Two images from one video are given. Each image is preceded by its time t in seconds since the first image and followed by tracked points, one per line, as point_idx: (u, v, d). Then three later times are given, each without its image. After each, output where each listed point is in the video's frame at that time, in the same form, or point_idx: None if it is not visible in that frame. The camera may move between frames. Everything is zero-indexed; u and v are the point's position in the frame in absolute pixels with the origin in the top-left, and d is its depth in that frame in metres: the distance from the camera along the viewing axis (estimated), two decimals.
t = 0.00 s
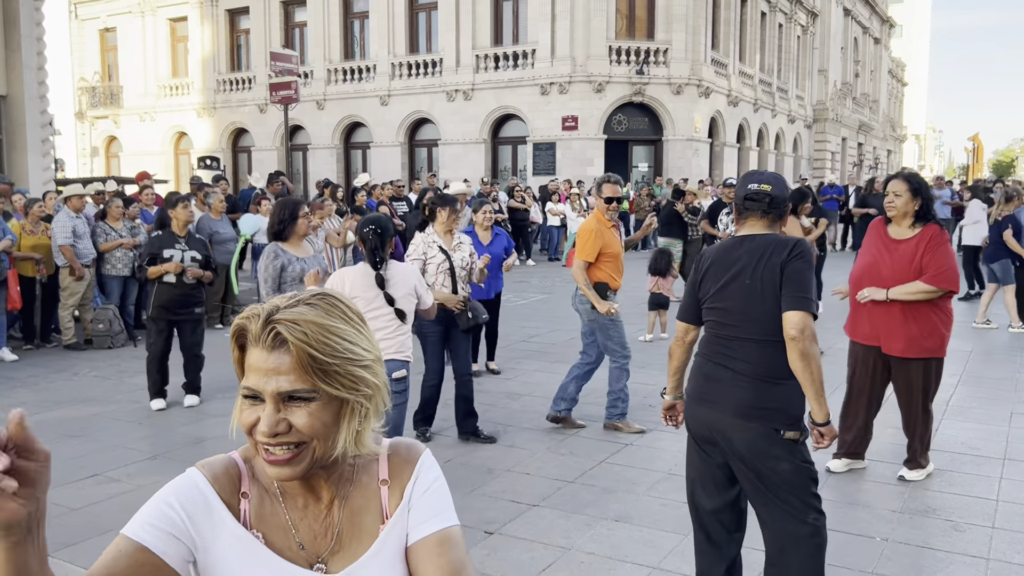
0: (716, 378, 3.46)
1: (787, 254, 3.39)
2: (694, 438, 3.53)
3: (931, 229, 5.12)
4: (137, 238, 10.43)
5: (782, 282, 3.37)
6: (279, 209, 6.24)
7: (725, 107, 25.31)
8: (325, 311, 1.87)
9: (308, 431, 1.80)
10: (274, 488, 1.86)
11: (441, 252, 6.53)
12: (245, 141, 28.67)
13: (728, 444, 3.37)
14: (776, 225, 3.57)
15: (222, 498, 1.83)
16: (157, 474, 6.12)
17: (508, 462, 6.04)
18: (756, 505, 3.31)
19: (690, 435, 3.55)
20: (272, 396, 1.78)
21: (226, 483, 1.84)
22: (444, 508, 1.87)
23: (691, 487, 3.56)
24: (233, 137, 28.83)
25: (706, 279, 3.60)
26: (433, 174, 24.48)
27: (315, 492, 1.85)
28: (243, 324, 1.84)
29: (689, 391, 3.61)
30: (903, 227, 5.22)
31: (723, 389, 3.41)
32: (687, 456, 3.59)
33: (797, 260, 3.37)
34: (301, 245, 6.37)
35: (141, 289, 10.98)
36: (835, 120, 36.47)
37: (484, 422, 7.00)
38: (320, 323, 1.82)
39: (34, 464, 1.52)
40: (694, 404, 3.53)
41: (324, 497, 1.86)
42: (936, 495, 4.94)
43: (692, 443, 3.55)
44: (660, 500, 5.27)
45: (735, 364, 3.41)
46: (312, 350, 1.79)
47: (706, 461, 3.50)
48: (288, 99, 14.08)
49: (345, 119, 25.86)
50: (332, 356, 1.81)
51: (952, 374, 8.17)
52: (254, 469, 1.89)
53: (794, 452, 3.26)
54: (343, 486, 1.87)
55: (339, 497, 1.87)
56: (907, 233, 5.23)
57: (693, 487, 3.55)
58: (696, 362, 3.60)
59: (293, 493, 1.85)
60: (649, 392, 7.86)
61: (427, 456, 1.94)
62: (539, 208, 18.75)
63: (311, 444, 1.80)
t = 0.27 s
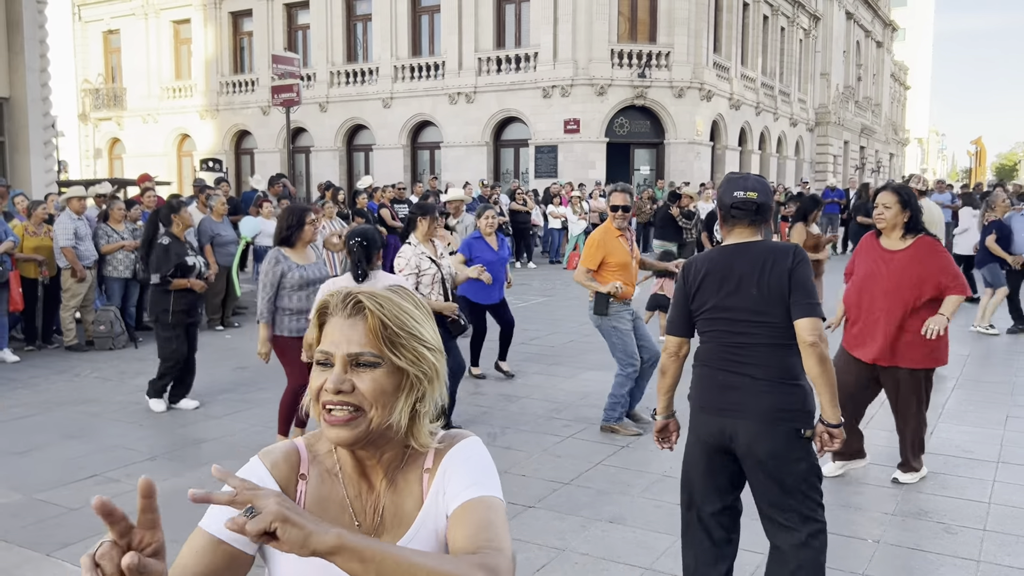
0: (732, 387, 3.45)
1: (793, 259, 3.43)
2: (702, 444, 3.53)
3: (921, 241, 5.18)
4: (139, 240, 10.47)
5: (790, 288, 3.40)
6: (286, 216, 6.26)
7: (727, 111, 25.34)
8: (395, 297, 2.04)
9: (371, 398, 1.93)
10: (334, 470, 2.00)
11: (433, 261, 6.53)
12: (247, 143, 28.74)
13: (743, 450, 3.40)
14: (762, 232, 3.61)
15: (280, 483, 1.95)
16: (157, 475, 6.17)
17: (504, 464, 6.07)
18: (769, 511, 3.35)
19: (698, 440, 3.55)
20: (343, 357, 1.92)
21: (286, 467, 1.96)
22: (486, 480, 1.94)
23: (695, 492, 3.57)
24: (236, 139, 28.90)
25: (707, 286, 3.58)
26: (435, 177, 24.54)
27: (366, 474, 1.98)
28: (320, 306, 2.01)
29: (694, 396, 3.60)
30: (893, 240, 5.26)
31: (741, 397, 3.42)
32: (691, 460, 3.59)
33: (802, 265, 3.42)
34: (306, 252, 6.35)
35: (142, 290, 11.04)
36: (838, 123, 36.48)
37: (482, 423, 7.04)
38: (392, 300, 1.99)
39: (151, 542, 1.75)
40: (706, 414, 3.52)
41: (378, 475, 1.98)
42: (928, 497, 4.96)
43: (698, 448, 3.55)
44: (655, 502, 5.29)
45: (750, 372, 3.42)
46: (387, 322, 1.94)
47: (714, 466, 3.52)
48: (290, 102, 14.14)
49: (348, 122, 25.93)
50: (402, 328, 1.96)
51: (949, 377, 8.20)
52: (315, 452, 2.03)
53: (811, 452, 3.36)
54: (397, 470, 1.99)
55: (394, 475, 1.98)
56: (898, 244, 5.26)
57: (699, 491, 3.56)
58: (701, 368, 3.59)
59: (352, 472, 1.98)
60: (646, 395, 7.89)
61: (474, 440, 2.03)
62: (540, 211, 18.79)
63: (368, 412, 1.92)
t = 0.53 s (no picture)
0: (750, 391, 3.44)
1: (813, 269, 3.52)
2: (715, 449, 3.49)
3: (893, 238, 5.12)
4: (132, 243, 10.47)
5: (813, 298, 3.51)
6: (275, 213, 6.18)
7: (719, 114, 25.42)
8: (443, 308, 2.08)
9: (416, 415, 1.97)
10: (383, 472, 2.08)
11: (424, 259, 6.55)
12: (240, 145, 28.71)
13: (758, 454, 3.40)
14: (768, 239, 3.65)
15: (333, 484, 2.02)
16: (149, 478, 6.20)
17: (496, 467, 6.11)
18: (775, 515, 3.37)
19: (708, 444, 3.51)
20: (391, 371, 1.97)
21: (339, 468, 2.05)
22: (526, 492, 1.97)
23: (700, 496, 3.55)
24: (229, 141, 28.87)
25: (724, 289, 3.53)
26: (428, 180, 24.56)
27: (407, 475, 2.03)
28: (370, 316, 2.06)
29: (704, 401, 3.56)
30: (863, 241, 5.18)
31: (759, 402, 3.42)
32: (699, 464, 3.54)
33: (820, 275, 3.52)
34: (294, 249, 6.36)
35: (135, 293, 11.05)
36: (829, 128, 36.63)
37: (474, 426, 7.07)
38: (439, 314, 2.03)
39: (234, 516, 1.64)
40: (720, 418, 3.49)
41: (423, 480, 2.03)
42: (915, 498, 5.01)
43: (708, 452, 3.51)
44: (645, 504, 5.33)
45: (769, 377, 3.43)
46: (434, 337, 1.99)
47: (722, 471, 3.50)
48: (283, 104, 14.14)
49: (341, 124, 25.93)
50: (448, 343, 2.00)
51: (938, 380, 8.25)
52: (361, 456, 2.11)
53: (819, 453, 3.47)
54: (444, 473, 2.04)
55: (440, 481, 2.04)
56: (871, 247, 5.17)
57: (706, 495, 3.55)
58: (713, 371, 3.55)
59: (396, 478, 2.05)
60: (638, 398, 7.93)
61: (519, 449, 2.06)
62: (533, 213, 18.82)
63: (413, 431, 1.96)
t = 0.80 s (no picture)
0: (757, 406, 3.44)
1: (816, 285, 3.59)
2: (716, 463, 3.48)
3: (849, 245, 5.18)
4: (115, 248, 10.39)
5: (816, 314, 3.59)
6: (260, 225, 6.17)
7: (702, 119, 25.57)
8: (495, 347, 2.05)
9: (477, 462, 1.94)
10: (439, 517, 2.01)
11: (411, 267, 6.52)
12: (223, 149, 28.56)
13: (763, 469, 3.42)
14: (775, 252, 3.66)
15: (390, 530, 1.96)
16: (134, 487, 6.16)
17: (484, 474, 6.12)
18: (777, 529, 3.41)
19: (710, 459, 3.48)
20: (449, 415, 1.94)
21: (397, 511, 1.98)
22: (587, 532, 1.91)
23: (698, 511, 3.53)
24: (211, 145, 28.71)
25: (733, 302, 3.51)
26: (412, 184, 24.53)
27: (467, 519, 1.98)
28: (422, 357, 2.02)
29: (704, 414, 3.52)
30: (828, 251, 5.31)
31: (764, 417, 3.42)
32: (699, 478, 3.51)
33: (824, 293, 3.61)
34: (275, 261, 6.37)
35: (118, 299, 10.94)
36: (810, 132, 36.94)
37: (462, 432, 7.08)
38: (493, 355, 2.00)
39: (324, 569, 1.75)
40: (727, 435, 3.46)
41: (482, 523, 1.98)
42: (898, 502, 5.06)
43: (709, 467, 3.49)
44: (632, 510, 5.36)
45: (774, 393, 3.45)
46: (490, 379, 1.96)
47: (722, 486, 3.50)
48: (266, 109, 14.08)
49: (324, 128, 25.85)
50: (505, 386, 1.97)
51: (920, 385, 8.33)
52: (416, 499, 2.03)
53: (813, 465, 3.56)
54: (501, 517, 1.99)
55: (498, 525, 1.98)
56: (833, 255, 5.31)
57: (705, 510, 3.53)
58: (716, 385, 3.52)
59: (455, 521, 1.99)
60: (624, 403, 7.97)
61: (579, 487, 2.00)
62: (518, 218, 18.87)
63: (475, 478, 1.93)
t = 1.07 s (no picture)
0: (759, 416, 3.46)
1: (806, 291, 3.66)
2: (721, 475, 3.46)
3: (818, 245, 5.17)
4: (90, 255, 10.23)
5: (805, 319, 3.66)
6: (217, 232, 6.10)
7: (678, 123, 25.72)
8: (575, 362, 2.02)
9: (562, 480, 1.92)
10: (506, 531, 1.99)
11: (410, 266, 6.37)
12: (197, 153, 28.27)
13: (764, 480, 3.46)
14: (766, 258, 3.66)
15: (460, 544, 1.94)
16: (115, 499, 6.06)
17: (471, 482, 6.09)
18: (777, 539, 3.48)
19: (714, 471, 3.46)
20: (535, 435, 1.92)
21: (465, 527, 1.95)
22: (661, 549, 1.90)
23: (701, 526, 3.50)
24: (185, 149, 28.40)
25: (733, 311, 3.48)
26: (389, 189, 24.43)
27: (540, 535, 1.96)
28: (504, 372, 1.99)
29: (707, 426, 3.49)
30: (797, 252, 5.28)
31: (767, 427, 3.45)
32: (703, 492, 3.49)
33: (811, 298, 3.69)
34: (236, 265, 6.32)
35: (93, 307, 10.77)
36: (785, 136, 37.29)
37: (447, 440, 7.04)
38: (578, 373, 1.97)
39: None
40: (731, 445, 3.45)
41: (554, 540, 1.97)
42: (885, 507, 5.11)
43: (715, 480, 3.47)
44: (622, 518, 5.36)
45: (774, 402, 3.49)
46: (580, 398, 1.94)
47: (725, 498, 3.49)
48: (243, 113, 13.95)
49: (300, 132, 25.67)
50: (590, 405, 1.95)
51: (900, 389, 8.42)
52: (484, 513, 2.01)
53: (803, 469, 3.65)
54: (572, 533, 1.97)
55: (570, 540, 1.97)
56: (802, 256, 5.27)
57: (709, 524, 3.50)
58: (718, 396, 3.49)
59: (524, 537, 1.98)
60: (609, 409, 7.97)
61: (650, 504, 1.98)
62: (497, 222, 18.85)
63: (562, 495, 1.91)
